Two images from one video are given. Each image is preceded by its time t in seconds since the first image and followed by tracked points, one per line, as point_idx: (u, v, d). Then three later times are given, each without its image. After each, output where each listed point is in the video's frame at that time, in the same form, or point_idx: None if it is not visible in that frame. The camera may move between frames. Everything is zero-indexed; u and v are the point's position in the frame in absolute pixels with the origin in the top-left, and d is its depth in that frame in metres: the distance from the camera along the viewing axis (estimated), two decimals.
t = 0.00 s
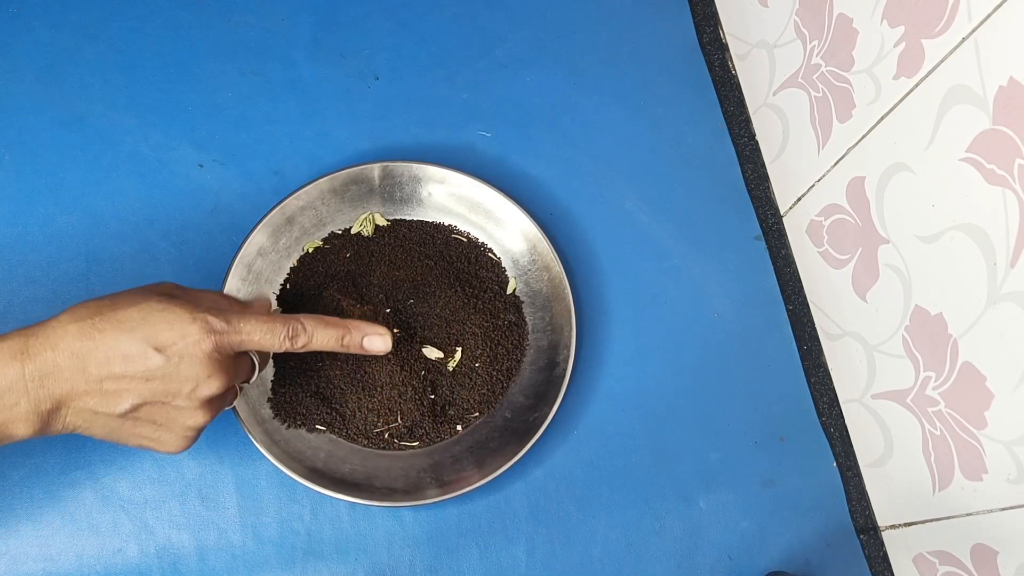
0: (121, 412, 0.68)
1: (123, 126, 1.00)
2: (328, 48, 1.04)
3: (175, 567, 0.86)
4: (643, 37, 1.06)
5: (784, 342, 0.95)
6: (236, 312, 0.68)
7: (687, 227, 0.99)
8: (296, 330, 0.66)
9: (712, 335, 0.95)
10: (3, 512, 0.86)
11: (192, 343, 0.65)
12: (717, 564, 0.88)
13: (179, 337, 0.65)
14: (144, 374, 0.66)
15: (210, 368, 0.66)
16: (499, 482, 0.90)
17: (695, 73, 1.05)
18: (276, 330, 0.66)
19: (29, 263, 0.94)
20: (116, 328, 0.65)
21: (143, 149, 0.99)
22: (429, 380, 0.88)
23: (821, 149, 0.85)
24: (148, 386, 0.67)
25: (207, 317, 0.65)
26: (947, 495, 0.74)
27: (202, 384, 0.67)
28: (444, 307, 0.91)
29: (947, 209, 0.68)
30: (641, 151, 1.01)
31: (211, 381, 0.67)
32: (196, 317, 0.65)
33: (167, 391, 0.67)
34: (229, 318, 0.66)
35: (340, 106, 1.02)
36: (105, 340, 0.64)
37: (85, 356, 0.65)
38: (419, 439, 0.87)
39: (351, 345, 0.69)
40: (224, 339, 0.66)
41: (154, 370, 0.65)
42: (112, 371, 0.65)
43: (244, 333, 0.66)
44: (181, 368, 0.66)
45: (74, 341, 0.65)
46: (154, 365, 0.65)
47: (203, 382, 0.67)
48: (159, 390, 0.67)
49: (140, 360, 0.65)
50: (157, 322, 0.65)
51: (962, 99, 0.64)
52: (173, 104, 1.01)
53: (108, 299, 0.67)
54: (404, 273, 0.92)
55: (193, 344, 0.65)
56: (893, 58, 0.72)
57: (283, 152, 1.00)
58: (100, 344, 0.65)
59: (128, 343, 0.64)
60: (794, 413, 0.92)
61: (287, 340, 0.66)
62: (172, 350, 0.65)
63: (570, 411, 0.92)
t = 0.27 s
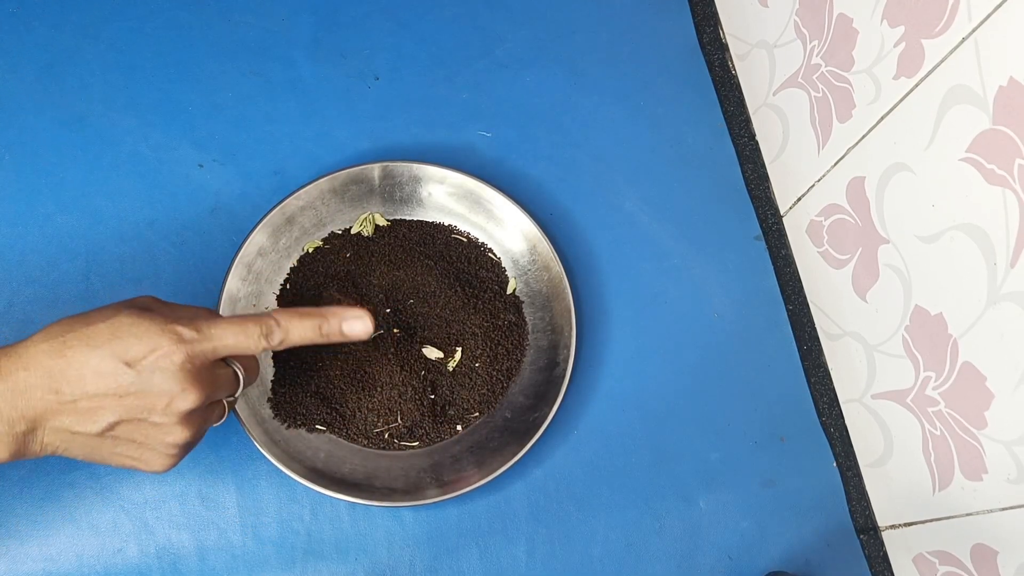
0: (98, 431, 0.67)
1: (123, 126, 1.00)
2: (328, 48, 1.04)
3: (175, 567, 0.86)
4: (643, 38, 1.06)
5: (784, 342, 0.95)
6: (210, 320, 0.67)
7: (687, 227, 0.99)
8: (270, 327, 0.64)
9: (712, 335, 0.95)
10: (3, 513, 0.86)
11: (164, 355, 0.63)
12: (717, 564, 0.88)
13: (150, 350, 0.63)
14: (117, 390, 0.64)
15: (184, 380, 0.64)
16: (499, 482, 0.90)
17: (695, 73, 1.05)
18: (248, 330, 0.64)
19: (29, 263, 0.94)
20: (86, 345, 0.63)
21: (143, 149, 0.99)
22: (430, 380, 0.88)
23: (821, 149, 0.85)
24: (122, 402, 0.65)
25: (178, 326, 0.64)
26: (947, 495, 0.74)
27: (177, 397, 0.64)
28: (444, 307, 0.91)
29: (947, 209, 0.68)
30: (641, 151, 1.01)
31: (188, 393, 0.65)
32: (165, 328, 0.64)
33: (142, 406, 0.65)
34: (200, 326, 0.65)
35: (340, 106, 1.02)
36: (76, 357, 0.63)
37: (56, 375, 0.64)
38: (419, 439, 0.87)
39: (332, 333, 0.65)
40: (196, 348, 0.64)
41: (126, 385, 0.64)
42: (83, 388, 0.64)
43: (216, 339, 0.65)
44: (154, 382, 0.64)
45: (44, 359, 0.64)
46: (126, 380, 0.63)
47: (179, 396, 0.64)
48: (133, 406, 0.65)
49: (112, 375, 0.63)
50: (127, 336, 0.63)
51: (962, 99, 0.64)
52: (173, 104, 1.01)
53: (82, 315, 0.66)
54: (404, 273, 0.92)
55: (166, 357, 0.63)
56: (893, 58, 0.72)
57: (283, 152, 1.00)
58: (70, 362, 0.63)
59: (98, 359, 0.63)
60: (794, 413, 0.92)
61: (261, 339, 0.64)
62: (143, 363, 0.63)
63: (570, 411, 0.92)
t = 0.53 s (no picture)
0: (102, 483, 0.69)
1: (123, 126, 1.00)
2: (328, 48, 1.04)
3: (175, 567, 0.86)
4: (643, 38, 1.06)
5: (784, 342, 0.95)
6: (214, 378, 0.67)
7: (687, 227, 0.99)
8: (277, 393, 0.65)
9: (712, 335, 0.95)
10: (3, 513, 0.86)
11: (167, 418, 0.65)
12: (717, 564, 0.88)
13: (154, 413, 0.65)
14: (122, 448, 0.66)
15: (189, 440, 0.67)
16: (499, 482, 0.90)
17: (695, 73, 1.05)
18: (256, 395, 0.65)
19: (29, 263, 0.94)
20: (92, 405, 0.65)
21: (143, 150, 0.99)
22: (429, 380, 0.89)
23: (821, 149, 0.85)
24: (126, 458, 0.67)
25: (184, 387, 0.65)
26: (947, 495, 0.74)
27: (184, 456, 0.68)
28: (444, 307, 0.91)
29: (947, 209, 0.68)
30: (641, 151, 1.01)
31: (193, 452, 0.68)
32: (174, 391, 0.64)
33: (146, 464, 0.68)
34: (208, 388, 0.65)
35: (340, 106, 1.02)
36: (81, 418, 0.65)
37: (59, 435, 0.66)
38: (419, 439, 0.87)
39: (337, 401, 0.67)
40: (204, 410, 0.65)
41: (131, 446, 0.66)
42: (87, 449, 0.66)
43: (223, 401, 0.65)
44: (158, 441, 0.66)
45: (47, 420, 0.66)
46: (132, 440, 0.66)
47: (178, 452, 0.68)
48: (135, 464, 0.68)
49: (118, 436, 0.66)
50: (132, 398, 0.64)
51: (962, 99, 0.64)
52: (173, 104, 1.01)
53: (81, 370, 0.67)
54: (404, 273, 0.92)
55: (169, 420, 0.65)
56: (893, 58, 0.72)
57: (283, 152, 1.00)
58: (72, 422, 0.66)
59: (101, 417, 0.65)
60: (794, 413, 0.92)
61: (268, 404, 0.65)
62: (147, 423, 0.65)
63: (570, 411, 0.92)
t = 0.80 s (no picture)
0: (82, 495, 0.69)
1: (123, 127, 1.00)
2: (328, 48, 1.04)
3: (175, 567, 0.86)
4: (643, 38, 1.06)
5: (784, 342, 0.95)
6: (189, 393, 0.66)
7: (687, 227, 0.99)
8: (254, 409, 0.65)
9: (711, 335, 0.95)
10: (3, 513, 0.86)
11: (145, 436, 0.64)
12: (717, 564, 0.88)
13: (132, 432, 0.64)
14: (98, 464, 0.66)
15: (166, 457, 0.67)
16: (499, 482, 0.90)
17: (695, 73, 1.05)
18: (232, 411, 0.65)
19: (29, 263, 0.94)
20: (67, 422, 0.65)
21: (143, 150, 0.99)
22: (429, 381, 0.89)
23: (821, 149, 0.85)
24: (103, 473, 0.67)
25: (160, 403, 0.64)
26: (947, 495, 0.74)
27: (158, 473, 0.67)
28: (443, 307, 0.91)
29: (947, 209, 0.68)
30: (641, 151, 1.01)
31: (167, 469, 0.68)
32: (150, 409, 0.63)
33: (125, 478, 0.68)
34: (183, 404, 0.64)
35: (340, 106, 1.02)
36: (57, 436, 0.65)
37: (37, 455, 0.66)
38: (419, 439, 0.87)
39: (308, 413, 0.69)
40: (179, 427, 0.65)
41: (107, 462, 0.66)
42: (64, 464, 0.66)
43: (200, 418, 0.65)
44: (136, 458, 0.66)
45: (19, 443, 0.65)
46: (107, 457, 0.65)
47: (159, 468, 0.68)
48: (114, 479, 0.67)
49: (94, 452, 0.65)
50: (108, 418, 0.63)
51: (963, 99, 0.64)
52: (173, 104, 1.01)
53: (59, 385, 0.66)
54: (404, 273, 0.92)
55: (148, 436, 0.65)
56: (894, 58, 0.72)
57: (283, 152, 1.00)
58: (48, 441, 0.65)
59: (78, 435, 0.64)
60: (795, 413, 0.92)
61: (245, 420, 0.65)
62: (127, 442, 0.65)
63: (570, 411, 0.92)
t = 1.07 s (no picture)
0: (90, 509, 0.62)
1: (123, 127, 1.00)
2: (328, 48, 1.04)
3: (175, 567, 0.86)
4: (644, 38, 1.06)
5: (784, 342, 0.95)
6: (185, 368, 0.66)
7: (687, 227, 0.99)
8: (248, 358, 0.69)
9: (711, 335, 0.95)
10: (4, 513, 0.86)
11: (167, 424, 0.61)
12: (716, 564, 0.88)
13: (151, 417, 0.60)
14: (114, 475, 0.59)
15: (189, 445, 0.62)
16: (499, 482, 0.90)
17: (695, 73, 1.05)
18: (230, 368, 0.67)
19: (29, 263, 0.94)
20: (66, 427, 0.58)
21: (143, 150, 0.99)
22: (429, 380, 0.89)
23: (822, 149, 0.85)
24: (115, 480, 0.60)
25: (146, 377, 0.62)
26: (947, 495, 0.74)
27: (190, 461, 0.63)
28: (443, 307, 0.91)
29: (947, 209, 0.68)
30: (641, 151, 1.01)
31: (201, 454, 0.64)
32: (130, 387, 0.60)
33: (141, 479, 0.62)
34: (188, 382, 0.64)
35: (340, 106, 1.02)
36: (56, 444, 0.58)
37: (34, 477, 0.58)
38: (419, 439, 0.87)
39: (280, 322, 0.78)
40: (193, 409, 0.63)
41: (123, 467, 0.59)
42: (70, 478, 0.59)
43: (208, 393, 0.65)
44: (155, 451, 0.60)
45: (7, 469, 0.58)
46: (124, 462, 0.59)
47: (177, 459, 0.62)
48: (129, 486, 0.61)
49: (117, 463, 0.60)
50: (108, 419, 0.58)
51: (963, 99, 0.64)
52: (173, 104, 1.01)
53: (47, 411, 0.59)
54: (404, 273, 0.92)
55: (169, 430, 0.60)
56: (894, 58, 0.72)
57: (283, 152, 1.00)
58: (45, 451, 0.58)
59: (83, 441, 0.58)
60: (794, 413, 0.92)
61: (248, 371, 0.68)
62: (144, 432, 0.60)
63: (570, 411, 0.92)
